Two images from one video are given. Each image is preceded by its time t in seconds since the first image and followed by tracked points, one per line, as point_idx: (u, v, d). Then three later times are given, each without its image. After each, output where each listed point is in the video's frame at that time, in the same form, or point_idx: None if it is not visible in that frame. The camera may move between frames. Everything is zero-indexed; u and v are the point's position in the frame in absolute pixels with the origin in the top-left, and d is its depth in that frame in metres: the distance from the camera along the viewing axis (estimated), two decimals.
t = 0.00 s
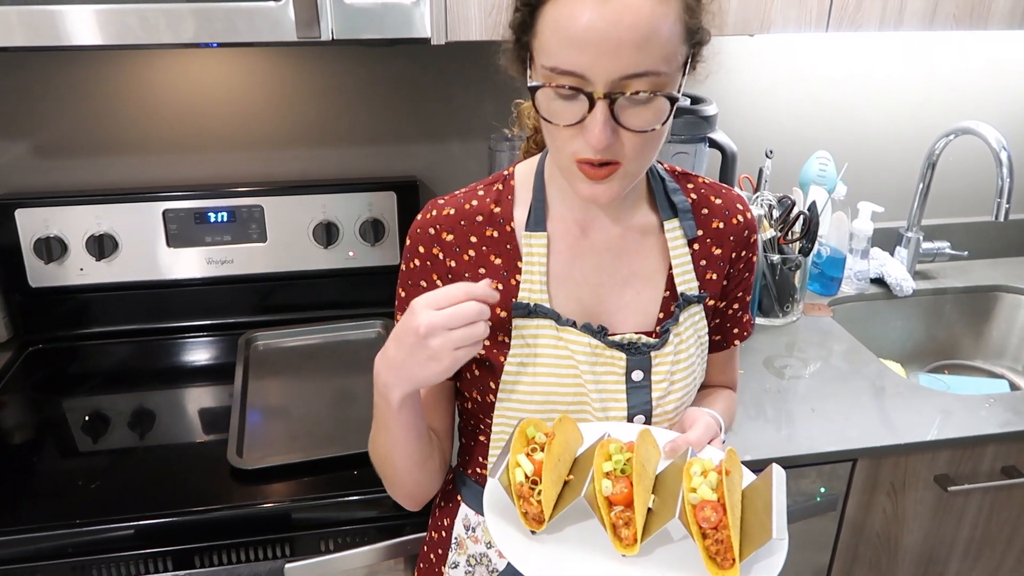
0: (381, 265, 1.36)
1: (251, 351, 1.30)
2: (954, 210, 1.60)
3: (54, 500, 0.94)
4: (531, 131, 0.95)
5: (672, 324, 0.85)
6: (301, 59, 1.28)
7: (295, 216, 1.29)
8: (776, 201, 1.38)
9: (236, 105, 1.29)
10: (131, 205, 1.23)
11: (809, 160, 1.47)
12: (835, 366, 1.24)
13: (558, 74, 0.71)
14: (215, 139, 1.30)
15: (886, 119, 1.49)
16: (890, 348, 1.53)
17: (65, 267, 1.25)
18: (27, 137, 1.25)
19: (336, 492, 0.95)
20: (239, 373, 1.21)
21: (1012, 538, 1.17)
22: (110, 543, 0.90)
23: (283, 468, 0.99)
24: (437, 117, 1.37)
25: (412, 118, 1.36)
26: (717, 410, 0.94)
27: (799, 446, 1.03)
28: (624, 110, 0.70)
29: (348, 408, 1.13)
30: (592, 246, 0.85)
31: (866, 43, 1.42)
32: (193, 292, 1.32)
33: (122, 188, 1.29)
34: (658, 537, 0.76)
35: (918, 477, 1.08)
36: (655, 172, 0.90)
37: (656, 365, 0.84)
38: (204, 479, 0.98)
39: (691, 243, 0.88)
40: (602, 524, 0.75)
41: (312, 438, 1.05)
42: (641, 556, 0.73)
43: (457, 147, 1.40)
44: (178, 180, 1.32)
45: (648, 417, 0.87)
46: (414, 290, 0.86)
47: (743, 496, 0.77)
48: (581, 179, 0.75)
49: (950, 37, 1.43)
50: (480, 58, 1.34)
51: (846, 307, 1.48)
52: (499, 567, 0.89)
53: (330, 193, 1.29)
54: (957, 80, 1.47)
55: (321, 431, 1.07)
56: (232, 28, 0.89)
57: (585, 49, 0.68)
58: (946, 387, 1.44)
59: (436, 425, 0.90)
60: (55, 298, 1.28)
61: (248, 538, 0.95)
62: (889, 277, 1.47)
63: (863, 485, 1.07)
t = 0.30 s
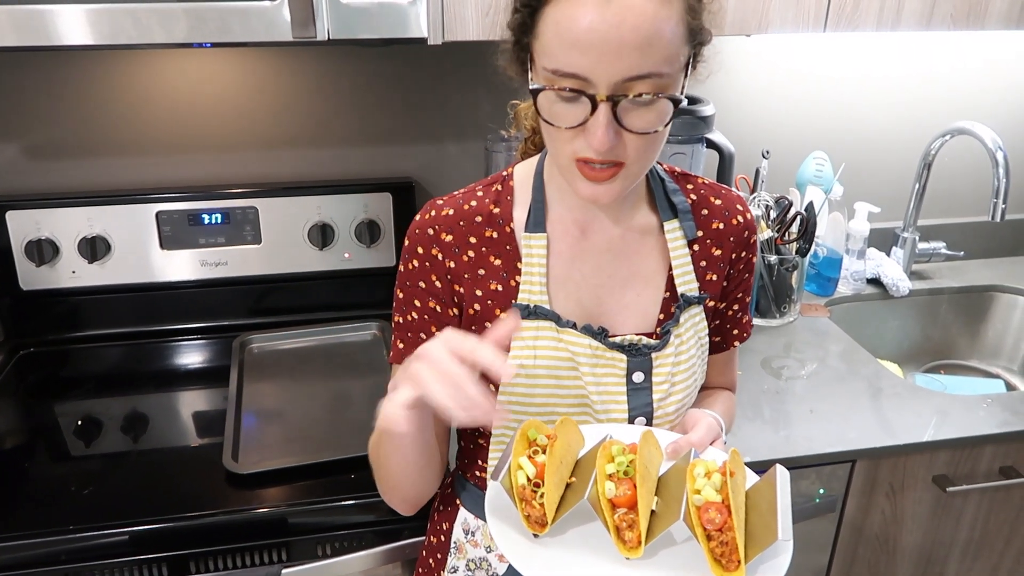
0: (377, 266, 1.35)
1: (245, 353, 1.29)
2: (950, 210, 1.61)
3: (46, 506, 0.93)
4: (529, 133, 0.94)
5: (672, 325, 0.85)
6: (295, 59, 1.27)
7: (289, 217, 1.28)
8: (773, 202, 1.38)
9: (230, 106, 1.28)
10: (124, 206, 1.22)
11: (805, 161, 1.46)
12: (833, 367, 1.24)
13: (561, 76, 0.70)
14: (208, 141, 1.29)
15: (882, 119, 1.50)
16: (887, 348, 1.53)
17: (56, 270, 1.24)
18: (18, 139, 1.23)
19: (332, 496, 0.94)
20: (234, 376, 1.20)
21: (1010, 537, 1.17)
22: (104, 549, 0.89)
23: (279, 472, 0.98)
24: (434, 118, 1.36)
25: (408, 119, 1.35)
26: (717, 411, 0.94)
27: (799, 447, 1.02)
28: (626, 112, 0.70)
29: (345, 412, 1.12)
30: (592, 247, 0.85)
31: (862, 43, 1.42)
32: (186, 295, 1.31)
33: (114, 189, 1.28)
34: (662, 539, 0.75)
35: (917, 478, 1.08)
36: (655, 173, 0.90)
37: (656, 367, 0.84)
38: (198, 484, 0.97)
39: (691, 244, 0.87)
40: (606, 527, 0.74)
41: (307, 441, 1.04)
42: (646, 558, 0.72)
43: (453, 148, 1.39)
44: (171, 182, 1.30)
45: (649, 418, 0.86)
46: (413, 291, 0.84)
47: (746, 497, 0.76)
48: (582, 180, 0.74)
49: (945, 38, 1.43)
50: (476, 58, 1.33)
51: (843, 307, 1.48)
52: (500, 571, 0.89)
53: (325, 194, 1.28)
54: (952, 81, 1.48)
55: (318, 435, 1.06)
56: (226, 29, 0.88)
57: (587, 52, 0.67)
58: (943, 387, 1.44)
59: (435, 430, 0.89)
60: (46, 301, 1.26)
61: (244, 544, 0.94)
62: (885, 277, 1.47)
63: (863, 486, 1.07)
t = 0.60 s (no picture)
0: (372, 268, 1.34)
1: (239, 356, 1.27)
2: (945, 211, 1.61)
3: (37, 511, 0.91)
4: (515, 156, 0.96)
5: (674, 331, 0.84)
6: (290, 58, 1.26)
7: (284, 218, 1.27)
8: (770, 203, 1.37)
9: (223, 106, 1.26)
10: (116, 207, 1.21)
11: (802, 162, 1.46)
12: (830, 368, 1.23)
13: (579, 49, 0.69)
14: (201, 141, 1.28)
15: (878, 120, 1.50)
16: (883, 350, 1.53)
17: (47, 271, 1.22)
18: (8, 139, 1.22)
19: (328, 500, 0.93)
20: (228, 379, 1.19)
21: (1007, 539, 1.17)
22: (96, 555, 0.88)
23: (274, 476, 0.97)
24: (429, 118, 1.35)
25: (403, 119, 1.34)
26: (717, 416, 0.93)
27: (797, 450, 1.02)
28: (649, 88, 0.70)
29: (341, 415, 1.11)
30: (593, 251, 0.84)
31: (858, 43, 1.42)
32: (179, 296, 1.30)
33: (106, 190, 1.26)
34: (662, 547, 0.74)
35: (915, 480, 1.08)
36: (657, 176, 0.89)
37: (658, 373, 0.83)
38: (192, 488, 0.96)
39: (693, 247, 0.87)
40: (607, 534, 0.74)
41: (303, 445, 1.03)
42: (647, 566, 0.72)
43: (449, 149, 1.38)
44: (164, 183, 1.29)
45: (650, 425, 0.86)
46: (411, 297, 0.83)
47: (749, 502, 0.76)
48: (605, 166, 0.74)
49: (941, 39, 1.43)
50: (472, 58, 1.33)
51: (839, 308, 1.48)
52: None
53: (320, 195, 1.27)
54: (948, 81, 1.48)
55: (313, 438, 1.05)
56: (220, 28, 0.87)
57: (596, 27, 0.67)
58: (939, 388, 1.44)
59: (432, 437, 0.86)
60: (36, 303, 1.25)
61: (239, 549, 0.93)
62: (881, 278, 1.47)
63: (860, 488, 1.07)
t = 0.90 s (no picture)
0: (365, 266, 1.33)
1: (230, 355, 1.26)
2: (939, 211, 1.61)
3: (25, 513, 0.90)
4: (513, 152, 0.95)
5: (671, 332, 0.83)
6: (282, 54, 1.25)
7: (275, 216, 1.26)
8: (764, 201, 1.36)
9: (214, 103, 1.25)
10: (106, 205, 1.19)
11: (796, 160, 1.46)
12: (824, 367, 1.23)
13: (569, 32, 0.69)
14: (192, 138, 1.27)
15: (872, 119, 1.49)
16: (877, 349, 1.53)
17: (35, 270, 1.21)
18: None
19: (319, 501, 0.93)
20: (218, 378, 1.18)
21: (1000, 538, 1.17)
22: (85, 557, 0.87)
23: (265, 476, 0.96)
24: (423, 116, 1.34)
25: (396, 117, 1.33)
26: (712, 417, 0.93)
27: (792, 450, 1.01)
28: (639, 72, 0.69)
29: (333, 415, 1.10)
30: (589, 251, 0.84)
31: (853, 42, 1.42)
32: (170, 295, 1.28)
33: (95, 188, 1.25)
34: (659, 550, 0.74)
35: (909, 479, 1.08)
36: (653, 175, 0.89)
37: (654, 374, 0.83)
38: (182, 489, 0.95)
39: (690, 248, 0.86)
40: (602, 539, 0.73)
41: (294, 445, 1.02)
42: (643, 570, 0.72)
43: (442, 147, 1.37)
44: (154, 180, 1.28)
45: (646, 427, 0.85)
46: (404, 297, 0.82)
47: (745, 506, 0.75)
48: (596, 155, 0.72)
49: (935, 37, 1.43)
50: (465, 55, 1.32)
51: (832, 307, 1.48)
52: None
53: (312, 193, 1.26)
54: (942, 79, 1.47)
55: (305, 438, 1.04)
56: (211, 23, 0.86)
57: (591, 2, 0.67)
58: (933, 387, 1.44)
59: (417, 440, 0.87)
60: (25, 302, 1.23)
61: (229, 550, 0.92)
62: (875, 277, 1.47)
63: (854, 488, 1.07)
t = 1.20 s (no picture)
0: (359, 261, 1.33)
1: (224, 349, 1.26)
2: (936, 207, 1.61)
3: (16, 507, 0.90)
4: (514, 143, 0.94)
5: (662, 329, 0.83)
6: (276, 47, 1.24)
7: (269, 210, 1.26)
8: (761, 197, 1.35)
9: (208, 96, 1.24)
10: (99, 198, 1.19)
11: (792, 156, 1.46)
12: (818, 364, 1.23)
13: (553, 31, 0.69)
14: (185, 131, 1.26)
15: (870, 114, 1.49)
16: (872, 345, 1.53)
17: (28, 263, 1.20)
18: None
19: (313, 496, 0.92)
20: (212, 372, 1.18)
21: (993, 535, 1.17)
22: (76, 552, 0.87)
23: (258, 472, 0.95)
24: (418, 110, 1.34)
25: (391, 110, 1.33)
26: (706, 415, 0.93)
27: (786, 446, 1.01)
28: (623, 70, 0.69)
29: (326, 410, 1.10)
30: (581, 247, 0.83)
31: (850, 37, 1.41)
32: (163, 289, 1.28)
33: (88, 181, 1.24)
34: (649, 549, 0.74)
35: (902, 476, 1.08)
36: (647, 171, 0.88)
37: (646, 372, 0.83)
38: (174, 484, 0.95)
39: (683, 246, 0.86)
40: (591, 537, 0.73)
41: (287, 440, 1.02)
42: (631, 569, 0.71)
43: (437, 141, 1.37)
44: (147, 173, 1.27)
45: (636, 425, 0.85)
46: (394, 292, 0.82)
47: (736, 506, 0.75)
48: (580, 152, 0.72)
49: (932, 33, 1.43)
50: (460, 48, 1.31)
51: (828, 303, 1.48)
52: None
53: (306, 187, 1.26)
54: (940, 75, 1.47)
55: (298, 433, 1.04)
56: (202, 16, 0.85)
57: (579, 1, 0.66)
58: (928, 384, 1.44)
59: (406, 436, 0.87)
60: (17, 295, 1.23)
61: (222, 545, 0.92)
62: (871, 274, 1.47)
63: (847, 485, 1.07)
